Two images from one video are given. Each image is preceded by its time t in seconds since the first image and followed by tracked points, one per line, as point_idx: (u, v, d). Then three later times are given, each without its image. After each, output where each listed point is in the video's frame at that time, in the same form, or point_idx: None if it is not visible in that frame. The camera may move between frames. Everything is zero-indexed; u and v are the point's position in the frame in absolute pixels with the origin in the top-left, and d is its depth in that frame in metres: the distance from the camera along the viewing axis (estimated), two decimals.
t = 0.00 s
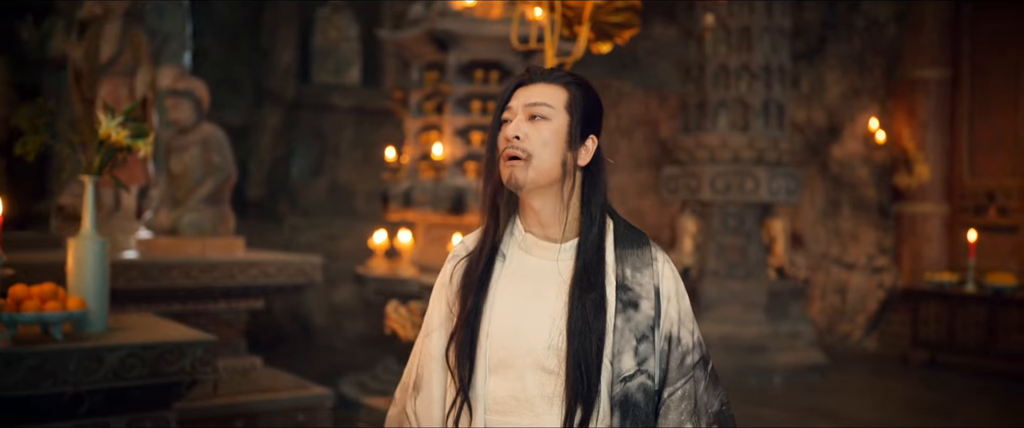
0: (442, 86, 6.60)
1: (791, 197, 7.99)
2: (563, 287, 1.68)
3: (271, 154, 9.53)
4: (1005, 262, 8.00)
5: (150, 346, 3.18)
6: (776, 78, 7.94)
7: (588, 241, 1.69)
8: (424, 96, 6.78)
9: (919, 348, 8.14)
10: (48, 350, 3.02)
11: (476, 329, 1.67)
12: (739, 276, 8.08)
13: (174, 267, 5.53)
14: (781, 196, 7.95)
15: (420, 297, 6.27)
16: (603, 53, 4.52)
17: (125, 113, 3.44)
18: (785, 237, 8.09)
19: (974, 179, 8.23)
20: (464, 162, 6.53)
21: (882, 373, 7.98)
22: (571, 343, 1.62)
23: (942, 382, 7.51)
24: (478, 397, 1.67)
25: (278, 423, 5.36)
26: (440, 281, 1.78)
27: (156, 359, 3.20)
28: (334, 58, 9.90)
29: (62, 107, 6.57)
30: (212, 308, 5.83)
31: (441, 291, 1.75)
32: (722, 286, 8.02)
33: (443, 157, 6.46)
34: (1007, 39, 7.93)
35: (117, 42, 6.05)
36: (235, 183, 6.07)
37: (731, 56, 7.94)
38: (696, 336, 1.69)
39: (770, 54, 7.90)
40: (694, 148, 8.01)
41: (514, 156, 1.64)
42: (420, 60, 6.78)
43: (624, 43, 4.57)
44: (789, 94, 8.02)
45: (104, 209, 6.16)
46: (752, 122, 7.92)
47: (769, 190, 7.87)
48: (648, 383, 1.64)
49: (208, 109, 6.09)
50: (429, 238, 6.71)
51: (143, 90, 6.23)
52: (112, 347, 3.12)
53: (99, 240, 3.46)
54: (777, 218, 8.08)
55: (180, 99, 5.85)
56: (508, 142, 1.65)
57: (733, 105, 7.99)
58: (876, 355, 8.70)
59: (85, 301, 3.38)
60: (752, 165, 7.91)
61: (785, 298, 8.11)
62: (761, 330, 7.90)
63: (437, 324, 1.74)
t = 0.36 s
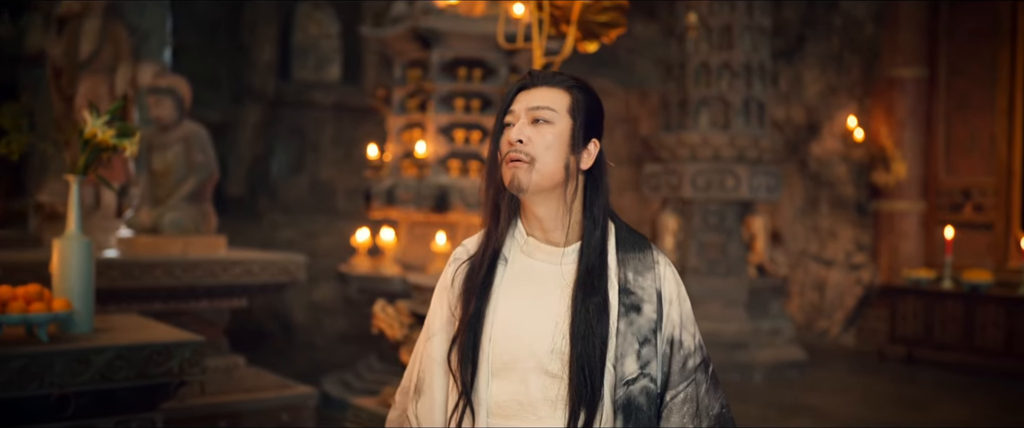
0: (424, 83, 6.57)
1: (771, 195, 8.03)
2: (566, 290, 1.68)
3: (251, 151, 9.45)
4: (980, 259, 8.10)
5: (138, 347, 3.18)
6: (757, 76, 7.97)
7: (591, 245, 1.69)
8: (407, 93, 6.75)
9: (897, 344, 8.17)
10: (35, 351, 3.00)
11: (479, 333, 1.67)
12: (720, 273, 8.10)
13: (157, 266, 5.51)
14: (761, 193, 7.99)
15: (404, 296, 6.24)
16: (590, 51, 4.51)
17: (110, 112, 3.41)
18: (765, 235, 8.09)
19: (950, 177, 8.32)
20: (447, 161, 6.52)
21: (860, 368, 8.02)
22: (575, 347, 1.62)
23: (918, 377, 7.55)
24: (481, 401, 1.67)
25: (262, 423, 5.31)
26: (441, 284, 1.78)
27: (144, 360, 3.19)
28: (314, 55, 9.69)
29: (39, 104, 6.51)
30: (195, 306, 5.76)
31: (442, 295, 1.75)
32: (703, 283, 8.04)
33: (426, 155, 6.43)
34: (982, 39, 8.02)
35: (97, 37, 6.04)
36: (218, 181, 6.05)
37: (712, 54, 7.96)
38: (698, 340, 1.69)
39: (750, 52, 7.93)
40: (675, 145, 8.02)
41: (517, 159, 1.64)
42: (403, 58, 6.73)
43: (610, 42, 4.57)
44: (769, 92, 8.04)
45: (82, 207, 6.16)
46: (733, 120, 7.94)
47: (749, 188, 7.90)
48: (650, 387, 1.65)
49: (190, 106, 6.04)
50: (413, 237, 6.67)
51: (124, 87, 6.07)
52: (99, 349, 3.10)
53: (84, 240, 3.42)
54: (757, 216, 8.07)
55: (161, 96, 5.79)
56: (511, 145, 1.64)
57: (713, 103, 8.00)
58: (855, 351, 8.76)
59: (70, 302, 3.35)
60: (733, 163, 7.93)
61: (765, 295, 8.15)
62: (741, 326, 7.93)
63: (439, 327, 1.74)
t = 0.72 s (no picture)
0: (407, 79, 6.53)
1: (751, 190, 8.07)
2: (568, 292, 1.70)
3: (230, 147, 9.44)
4: (957, 254, 8.15)
5: (126, 346, 3.15)
6: (737, 72, 7.99)
7: (593, 247, 1.71)
8: (390, 89, 6.70)
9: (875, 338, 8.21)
10: (23, 351, 2.98)
11: (481, 335, 1.68)
12: (701, 268, 8.11)
13: (139, 262, 5.46)
14: (741, 188, 8.02)
15: (388, 291, 6.26)
16: (576, 49, 4.51)
17: (96, 109, 3.39)
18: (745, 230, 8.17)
19: (927, 172, 8.38)
20: (430, 157, 6.51)
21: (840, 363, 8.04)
22: (577, 349, 1.63)
23: (896, 371, 7.58)
24: (483, 403, 1.68)
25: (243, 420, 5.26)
26: (441, 286, 1.78)
27: (132, 359, 3.17)
28: (293, 49, 9.67)
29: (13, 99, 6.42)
30: (177, 302, 5.70)
31: (443, 297, 1.76)
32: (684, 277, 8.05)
33: (409, 151, 6.42)
34: (960, 34, 8.05)
35: (77, 31, 5.94)
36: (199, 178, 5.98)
37: (694, 50, 7.97)
38: (699, 342, 1.71)
39: (731, 48, 7.94)
40: (656, 141, 8.03)
41: (519, 161, 1.65)
42: (386, 53, 6.68)
43: (595, 40, 4.56)
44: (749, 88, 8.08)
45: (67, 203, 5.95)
46: (714, 115, 7.96)
47: (730, 183, 7.91)
48: (652, 388, 1.66)
49: (171, 102, 5.98)
50: (395, 233, 6.71)
51: (105, 81, 6.15)
52: (87, 348, 3.09)
53: (70, 238, 3.40)
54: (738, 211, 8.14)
55: (142, 91, 5.73)
56: (514, 148, 1.65)
57: (695, 99, 8.01)
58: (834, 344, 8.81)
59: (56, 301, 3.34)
60: (714, 158, 7.95)
61: (746, 289, 8.16)
62: (723, 321, 7.95)
63: (439, 329, 1.75)
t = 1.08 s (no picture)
0: (390, 72, 6.48)
1: (732, 184, 8.09)
2: (571, 294, 1.83)
3: (210, 140, 9.19)
4: (934, 246, 8.25)
5: (114, 344, 3.14)
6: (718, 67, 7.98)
7: (595, 251, 1.84)
8: (373, 83, 6.62)
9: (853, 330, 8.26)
10: (10, 350, 2.94)
11: (486, 338, 1.79)
12: (683, 261, 8.13)
13: (122, 259, 5.41)
14: (722, 182, 8.04)
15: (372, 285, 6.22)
16: (562, 44, 4.50)
17: (82, 105, 3.35)
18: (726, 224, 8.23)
19: (905, 166, 8.44)
20: (413, 151, 6.52)
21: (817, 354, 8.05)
22: (581, 350, 1.76)
23: (875, 361, 7.61)
24: (487, 403, 1.79)
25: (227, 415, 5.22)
26: (442, 286, 1.88)
27: (120, 357, 3.16)
28: (273, 43, 9.61)
29: None
30: (160, 299, 5.69)
31: (444, 299, 1.86)
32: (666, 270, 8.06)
33: (393, 145, 6.40)
34: (938, 31, 8.13)
35: (57, 24, 5.83)
36: (182, 172, 5.96)
37: (676, 44, 7.96)
38: (698, 343, 1.84)
39: (713, 42, 7.94)
40: (638, 135, 8.04)
41: (523, 164, 1.78)
42: (368, 47, 6.58)
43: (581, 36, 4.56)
44: (730, 82, 8.07)
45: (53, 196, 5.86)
46: (696, 110, 7.95)
47: (712, 177, 7.97)
48: (654, 388, 1.79)
49: (153, 95, 5.92)
50: (379, 228, 6.59)
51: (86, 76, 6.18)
52: (75, 346, 3.06)
53: (56, 235, 3.34)
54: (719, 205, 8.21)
55: (125, 85, 5.67)
56: (518, 151, 1.79)
57: (677, 93, 8.01)
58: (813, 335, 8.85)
59: (42, 299, 3.30)
60: (695, 152, 7.97)
61: (726, 283, 8.18)
62: (704, 314, 7.97)
63: (439, 330, 1.84)
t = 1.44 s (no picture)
0: (371, 65, 6.43)
1: (713, 177, 8.10)
2: (570, 295, 1.85)
3: (189, 129, 9.09)
4: (910, 238, 8.36)
5: (101, 342, 3.12)
6: (698, 60, 7.97)
7: (595, 251, 1.86)
8: (354, 75, 6.58)
9: (831, 321, 8.24)
10: None
11: (487, 338, 1.82)
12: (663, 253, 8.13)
13: (103, 253, 5.37)
14: (702, 175, 8.05)
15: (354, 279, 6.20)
16: (548, 39, 4.51)
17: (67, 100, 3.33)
18: (706, 216, 8.25)
19: (882, 158, 8.53)
20: (395, 143, 6.49)
21: (795, 346, 8.07)
22: (582, 350, 1.79)
23: (852, 353, 7.66)
24: (488, 403, 1.81)
25: (209, 410, 5.14)
26: (442, 287, 1.90)
27: (108, 355, 3.14)
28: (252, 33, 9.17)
29: None
30: (140, 293, 5.61)
31: (445, 300, 1.88)
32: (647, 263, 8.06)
33: (375, 138, 6.36)
34: (914, 25, 8.21)
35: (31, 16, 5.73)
36: (162, 164, 5.88)
37: (656, 38, 7.94)
38: (697, 342, 1.86)
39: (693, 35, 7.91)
40: (619, 128, 8.04)
41: (524, 165, 1.81)
42: (349, 38, 6.56)
43: (567, 31, 4.56)
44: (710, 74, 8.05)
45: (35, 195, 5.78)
46: (676, 103, 7.95)
47: (691, 170, 7.96)
48: (654, 388, 1.82)
49: (133, 88, 5.87)
50: (361, 220, 6.56)
51: (64, 68, 5.89)
52: (62, 344, 3.04)
53: (42, 232, 3.32)
54: (698, 197, 8.25)
55: (104, 78, 5.61)
56: (520, 152, 1.81)
57: (657, 86, 8.01)
58: (791, 326, 8.86)
59: (28, 295, 3.27)
60: (676, 145, 7.97)
61: (706, 275, 8.20)
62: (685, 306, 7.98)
63: (439, 330, 1.87)
